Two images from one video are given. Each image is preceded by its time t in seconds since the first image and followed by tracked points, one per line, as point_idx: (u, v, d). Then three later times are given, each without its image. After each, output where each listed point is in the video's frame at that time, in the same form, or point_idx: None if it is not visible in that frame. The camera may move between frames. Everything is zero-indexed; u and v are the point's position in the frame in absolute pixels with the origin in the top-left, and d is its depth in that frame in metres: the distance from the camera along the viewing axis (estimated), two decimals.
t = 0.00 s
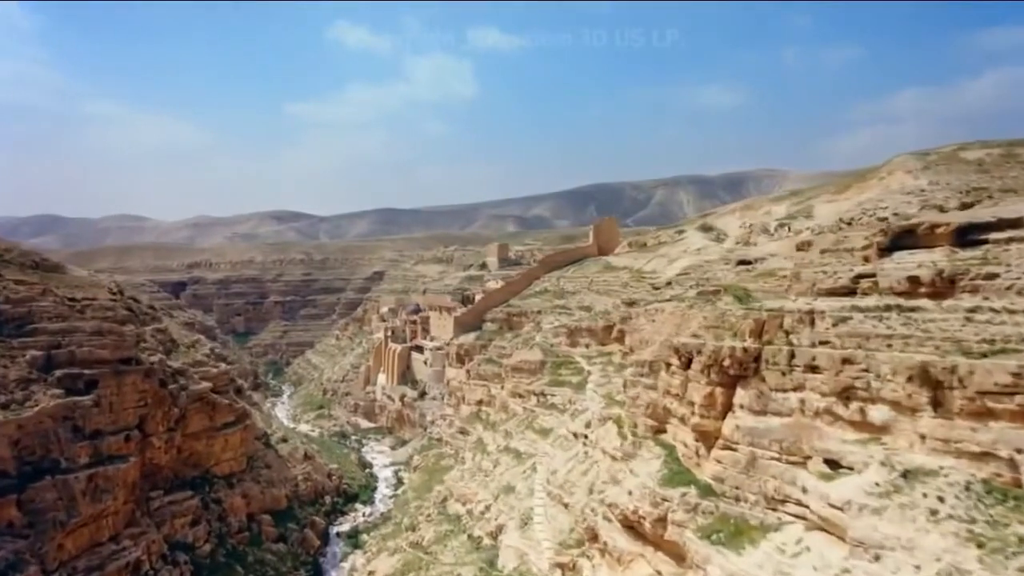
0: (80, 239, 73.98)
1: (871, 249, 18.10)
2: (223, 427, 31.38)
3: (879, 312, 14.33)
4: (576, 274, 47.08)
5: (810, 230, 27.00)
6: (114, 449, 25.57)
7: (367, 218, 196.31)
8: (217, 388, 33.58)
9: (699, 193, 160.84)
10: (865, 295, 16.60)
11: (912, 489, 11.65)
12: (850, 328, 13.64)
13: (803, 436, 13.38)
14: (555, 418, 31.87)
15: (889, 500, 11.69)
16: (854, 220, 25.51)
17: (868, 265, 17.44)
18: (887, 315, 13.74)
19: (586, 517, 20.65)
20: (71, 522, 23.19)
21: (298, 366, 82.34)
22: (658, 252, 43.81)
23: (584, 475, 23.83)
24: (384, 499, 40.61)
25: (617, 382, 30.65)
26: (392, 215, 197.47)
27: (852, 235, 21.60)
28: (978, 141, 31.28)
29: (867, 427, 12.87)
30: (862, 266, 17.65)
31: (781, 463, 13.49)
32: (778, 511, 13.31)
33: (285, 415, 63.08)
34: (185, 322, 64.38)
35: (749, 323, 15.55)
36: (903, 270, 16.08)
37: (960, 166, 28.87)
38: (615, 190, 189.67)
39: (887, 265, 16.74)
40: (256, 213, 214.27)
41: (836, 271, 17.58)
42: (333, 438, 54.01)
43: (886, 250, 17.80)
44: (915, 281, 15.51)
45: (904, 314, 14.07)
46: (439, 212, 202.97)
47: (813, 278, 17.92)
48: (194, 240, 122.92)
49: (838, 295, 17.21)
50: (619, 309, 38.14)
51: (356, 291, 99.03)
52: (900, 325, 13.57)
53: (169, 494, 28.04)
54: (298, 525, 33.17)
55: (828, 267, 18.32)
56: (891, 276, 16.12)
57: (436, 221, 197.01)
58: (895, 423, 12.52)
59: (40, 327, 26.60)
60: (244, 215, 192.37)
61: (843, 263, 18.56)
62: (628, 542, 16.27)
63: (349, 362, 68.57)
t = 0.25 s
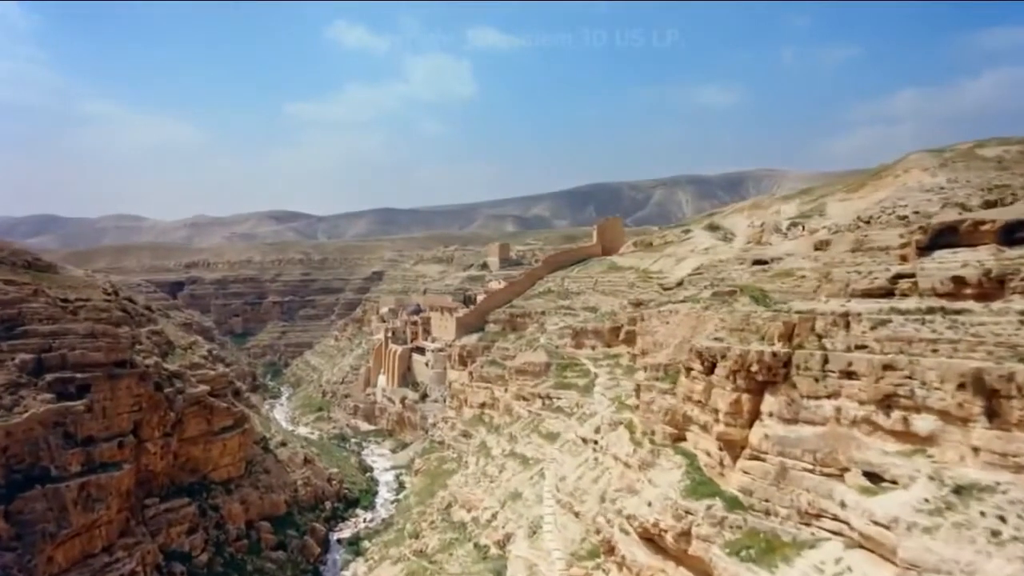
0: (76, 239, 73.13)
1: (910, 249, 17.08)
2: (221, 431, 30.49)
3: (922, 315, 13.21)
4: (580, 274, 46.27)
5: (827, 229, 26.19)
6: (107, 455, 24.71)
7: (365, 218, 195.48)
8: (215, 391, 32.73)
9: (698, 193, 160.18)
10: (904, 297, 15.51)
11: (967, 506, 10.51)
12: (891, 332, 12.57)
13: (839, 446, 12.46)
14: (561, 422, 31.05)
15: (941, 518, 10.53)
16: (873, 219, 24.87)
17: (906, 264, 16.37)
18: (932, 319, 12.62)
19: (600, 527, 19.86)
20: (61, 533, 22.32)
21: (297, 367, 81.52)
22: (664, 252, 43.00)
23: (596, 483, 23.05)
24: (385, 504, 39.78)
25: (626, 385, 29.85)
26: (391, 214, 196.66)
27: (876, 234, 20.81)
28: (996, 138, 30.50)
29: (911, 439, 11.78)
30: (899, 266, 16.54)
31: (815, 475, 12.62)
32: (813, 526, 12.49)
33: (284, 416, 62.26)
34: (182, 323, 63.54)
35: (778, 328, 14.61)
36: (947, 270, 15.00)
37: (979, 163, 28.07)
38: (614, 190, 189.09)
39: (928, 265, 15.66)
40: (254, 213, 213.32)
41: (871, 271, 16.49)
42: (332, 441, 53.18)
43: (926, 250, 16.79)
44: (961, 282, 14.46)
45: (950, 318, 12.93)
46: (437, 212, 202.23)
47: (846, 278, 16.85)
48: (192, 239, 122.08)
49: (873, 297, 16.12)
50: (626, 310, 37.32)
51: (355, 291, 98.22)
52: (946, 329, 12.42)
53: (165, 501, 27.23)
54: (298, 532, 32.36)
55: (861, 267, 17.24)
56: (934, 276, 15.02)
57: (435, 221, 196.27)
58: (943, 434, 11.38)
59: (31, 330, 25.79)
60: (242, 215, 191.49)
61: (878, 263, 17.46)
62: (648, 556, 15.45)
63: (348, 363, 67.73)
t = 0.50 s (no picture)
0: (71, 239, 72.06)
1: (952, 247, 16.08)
2: (218, 435, 29.63)
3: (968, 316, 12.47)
4: (584, 274, 45.46)
5: (843, 228, 25.44)
6: (98, 463, 23.88)
7: (363, 217, 194.48)
8: (212, 394, 31.87)
9: (697, 192, 159.38)
10: (947, 298, 14.80)
11: None
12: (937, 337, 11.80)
13: (880, 458, 11.66)
14: (568, 426, 30.25)
15: (1001, 539, 9.78)
16: (892, 218, 24.18)
17: (949, 263, 15.60)
18: (981, 321, 11.87)
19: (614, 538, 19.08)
20: (49, 545, 21.47)
21: (294, 368, 80.60)
22: (669, 252, 42.20)
23: (607, 490, 22.27)
24: (386, 509, 38.94)
25: (634, 388, 29.07)
26: (388, 214, 195.63)
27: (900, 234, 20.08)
28: (1013, 135, 29.77)
29: (961, 450, 11.00)
30: (941, 265, 15.76)
31: (853, 488, 11.83)
32: (851, 543, 11.68)
33: (282, 418, 61.37)
34: (178, 324, 62.54)
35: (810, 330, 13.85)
36: (994, 270, 14.24)
37: (997, 160, 27.34)
38: (612, 190, 188.36)
39: (973, 264, 14.90)
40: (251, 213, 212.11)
41: (911, 271, 15.73)
42: (331, 443, 52.31)
43: (970, 248, 15.77)
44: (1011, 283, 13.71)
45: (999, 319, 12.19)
46: (435, 212, 201.28)
47: (884, 278, 16.09)
48: (188, 239, 120.98)
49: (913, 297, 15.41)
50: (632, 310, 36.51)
51: (354, 291, 97.30)
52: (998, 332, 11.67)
53: (161, 508, 26.40)
54: (297, 538, 31.53)
55: (899, 266, 16.47)
56: (981, 277, 14.26)
57: (433, 220, 195.34)
58: (997, 446, 10.60)
59: (20, 332, 24.91)
60: (238, 214, 190.29)
61: (917, 262, 16.61)
62: (669, 572, 14.66)
63: (347, 364, 66.84)
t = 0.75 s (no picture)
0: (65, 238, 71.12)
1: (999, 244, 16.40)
2: (215, 440, 28.77)
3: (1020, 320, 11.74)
4: (588, 273, 44.67)
5: (860, 226, 24.68)
6: (90, 471, 23.08)
7: (360, 217, 193.53)
8: (209, 397, 31.02)
9: (696, 192, 158.70)
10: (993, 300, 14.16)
11: None
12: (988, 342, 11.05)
13: (926, 471, 10.85)
14: (575, 430, 29.45)
15: None
16: (912, 215, 23.32)
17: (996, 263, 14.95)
18: None
19: (628, 550, 18.30)
20: (37, 559, 20.65)
21: (292, 369, 79.71)
22: (675, 251, 41.42)
23: (618, 498, 21.48)
24: (387, 514, 38.10)
25: (643, 391, 28.30)
26: (386, 213, 194.67)
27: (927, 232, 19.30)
28: None
29: (1017, 465, 10.21)
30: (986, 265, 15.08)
31: (896, 504, 11.01)
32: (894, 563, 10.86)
33: (280, 420, 60.49)
34: (174, 324, 61.63)
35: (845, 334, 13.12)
36: None
37: (1017, 156, 26.60)
38: (611, 189, 187.62)
39: None
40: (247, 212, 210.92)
41: (954, 270, 15.03)
42: (330, 446, 51.44)
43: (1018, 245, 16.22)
44: None
45: None
46: (433, 212, 200.35)
47: (924, 278, 15.35)
48: (185, 239, 119.98)
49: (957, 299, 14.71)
50: (639, 311, 35.72)
51: (352, 291, 96.40)
52: None
53: (155, 517, 25.56)
54: (296, 545, 30.72)
55: (939, 265, 15.76)
56: None
57: (431, 220, 194.42)
58: None
59: (8, 334, 24.08)
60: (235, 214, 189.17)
61: (962, 258, 16.58)
62: None
63: (345, 365, 65.97)
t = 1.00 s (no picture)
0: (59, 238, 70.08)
1: None
2: (212, 445, 27.93)
3: None
4: (592, 274, 43.89)
5: (878, 225, 23.94)
6: (80, 480, 22.28)
7: (358, 217, 192.59)
8: (206, 400, 30.18)
9: (694, 192, 158.03)
10: None
11: None
12: None
13: (979, 487, 10.09)
14: (582, 435, 28.68)
15: None
16: (933, 213, 22.56)
17: None
18: None
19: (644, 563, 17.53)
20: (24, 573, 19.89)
21: (290, 370, 78.81)
22: (681, 251, 40.67)
23: (631, 507, 20.71)
24: (388, 519, 37.26)
25: (653, 395, 27.52)
26: (384, 213, 193.71)
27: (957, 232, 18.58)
28: None
29: None
30: None
31: (946, 522, 10.28)
32: None
33: (277, 422, 59.62)
34: (170, 325, 60.71)
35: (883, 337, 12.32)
36: None
37: None
38: (609, 189, 186.87)
39: None
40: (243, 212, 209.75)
41: (1001, 270, 14.33)
42: (329, 449, 50.59)
43: None
44: None
45: None
46: (431, 212, 199.43)
47: (970, 279, 14.65)
48: (181, 238, 118.97)
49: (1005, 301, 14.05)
50: (646, 313, 34.99)
51: (350, 292, 95.53)
52: None
53: (150, 525, 24.73)
54: (295, 553, 29.92)
55: (984, 265, 15.07)
56: None
57: (429, 220, 193.53)
58: None
59: None
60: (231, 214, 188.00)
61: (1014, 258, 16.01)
62: None
63: (344, 367, 65.10)
